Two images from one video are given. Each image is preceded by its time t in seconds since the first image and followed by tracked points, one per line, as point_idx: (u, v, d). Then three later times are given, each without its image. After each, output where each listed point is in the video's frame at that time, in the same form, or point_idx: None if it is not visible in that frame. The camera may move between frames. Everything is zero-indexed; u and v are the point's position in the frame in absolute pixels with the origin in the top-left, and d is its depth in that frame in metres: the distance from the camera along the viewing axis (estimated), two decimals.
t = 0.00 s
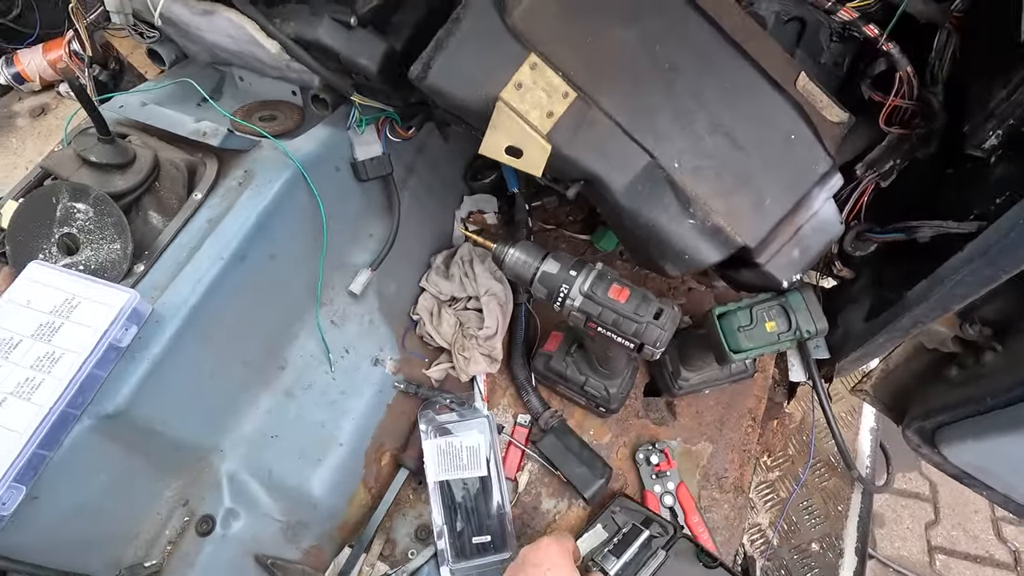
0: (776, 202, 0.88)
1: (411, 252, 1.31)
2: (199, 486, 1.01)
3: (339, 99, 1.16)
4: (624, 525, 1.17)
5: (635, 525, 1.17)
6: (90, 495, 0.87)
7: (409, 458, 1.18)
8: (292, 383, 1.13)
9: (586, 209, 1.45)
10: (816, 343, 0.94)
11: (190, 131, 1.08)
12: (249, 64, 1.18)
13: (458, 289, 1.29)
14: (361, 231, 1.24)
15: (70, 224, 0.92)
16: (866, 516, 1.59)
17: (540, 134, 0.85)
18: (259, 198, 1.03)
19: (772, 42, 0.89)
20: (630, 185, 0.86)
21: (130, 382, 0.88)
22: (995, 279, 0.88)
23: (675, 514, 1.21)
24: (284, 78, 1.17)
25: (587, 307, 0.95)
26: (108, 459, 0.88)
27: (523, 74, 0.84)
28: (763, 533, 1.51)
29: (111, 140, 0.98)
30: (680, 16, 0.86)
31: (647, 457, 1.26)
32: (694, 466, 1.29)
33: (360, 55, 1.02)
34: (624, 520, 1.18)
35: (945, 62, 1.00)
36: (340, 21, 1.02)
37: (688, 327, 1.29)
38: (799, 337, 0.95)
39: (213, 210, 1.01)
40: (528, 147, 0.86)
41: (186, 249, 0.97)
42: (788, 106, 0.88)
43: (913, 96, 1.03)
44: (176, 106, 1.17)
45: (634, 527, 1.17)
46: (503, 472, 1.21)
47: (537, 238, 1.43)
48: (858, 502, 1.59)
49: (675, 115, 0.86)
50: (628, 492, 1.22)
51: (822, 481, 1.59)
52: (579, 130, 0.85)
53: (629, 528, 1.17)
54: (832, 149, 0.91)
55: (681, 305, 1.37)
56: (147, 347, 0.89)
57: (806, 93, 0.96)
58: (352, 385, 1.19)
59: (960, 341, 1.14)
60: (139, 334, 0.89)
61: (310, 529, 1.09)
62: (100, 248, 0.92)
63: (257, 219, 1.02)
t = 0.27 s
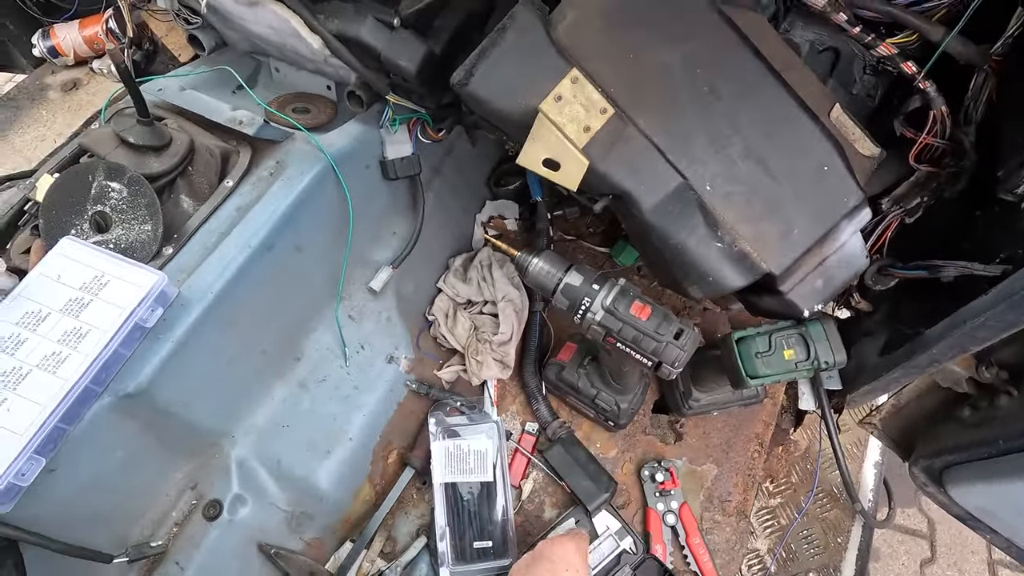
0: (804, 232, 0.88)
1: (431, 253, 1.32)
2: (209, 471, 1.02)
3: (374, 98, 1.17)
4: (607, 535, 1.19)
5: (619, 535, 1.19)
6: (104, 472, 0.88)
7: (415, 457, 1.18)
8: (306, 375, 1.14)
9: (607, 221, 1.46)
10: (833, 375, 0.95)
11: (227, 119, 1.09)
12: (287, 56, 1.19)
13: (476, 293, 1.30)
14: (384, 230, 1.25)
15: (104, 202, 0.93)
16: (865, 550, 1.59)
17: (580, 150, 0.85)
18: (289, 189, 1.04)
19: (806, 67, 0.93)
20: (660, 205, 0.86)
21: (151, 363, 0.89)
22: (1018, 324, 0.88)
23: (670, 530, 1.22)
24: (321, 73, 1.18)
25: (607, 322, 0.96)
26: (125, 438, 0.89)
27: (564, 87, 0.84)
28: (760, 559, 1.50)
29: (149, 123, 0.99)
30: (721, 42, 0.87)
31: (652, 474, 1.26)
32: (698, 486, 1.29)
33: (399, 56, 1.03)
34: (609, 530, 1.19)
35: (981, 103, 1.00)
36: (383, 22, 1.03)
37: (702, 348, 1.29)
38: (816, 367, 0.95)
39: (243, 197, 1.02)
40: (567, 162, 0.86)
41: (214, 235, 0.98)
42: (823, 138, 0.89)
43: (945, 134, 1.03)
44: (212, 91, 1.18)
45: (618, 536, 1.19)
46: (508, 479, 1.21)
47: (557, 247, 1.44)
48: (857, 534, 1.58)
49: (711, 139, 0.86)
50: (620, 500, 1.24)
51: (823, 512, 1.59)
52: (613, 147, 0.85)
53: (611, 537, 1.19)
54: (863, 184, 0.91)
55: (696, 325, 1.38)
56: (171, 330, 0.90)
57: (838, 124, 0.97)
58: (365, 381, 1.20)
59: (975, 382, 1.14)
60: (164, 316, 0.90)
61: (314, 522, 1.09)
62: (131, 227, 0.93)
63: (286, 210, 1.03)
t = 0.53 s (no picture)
0: (814, 259, 0.89)
1: (441, 250, 1.33)
2: (206, 449, 1.03)
3: (397, 93, 1.18)
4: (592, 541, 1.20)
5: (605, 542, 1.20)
6: (104, 442, 0.89)
7: (411, 451, 1.19)
8: (309, 362, 1.15)
9: (617, 233, 1.47)
10: (831, 402, 0.95)
11: (251, 104, 1.10)
12: (314, 44, 1.20)
13: (482, 293, 1.31)
14: (397, 224, 1.27)
15: (125, 176, 0.94)
16: None
17: (596, 159, 0.86)
18: (307, 177, 1.05)
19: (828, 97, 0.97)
20: (672, 222, 0.87)
21: (159, 339, 0.90)
22: (1018, 366, 0.89)
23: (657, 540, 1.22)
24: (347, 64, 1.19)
25: (611, 332, 0.96)
26: (127, 410, 0.90)
27: (586, 98, 0.85)
28: None
29: (175, 102, 1.01)
30: (746, 66, 0.87)
31: (642, 486, 1.27)
32: (688, 502, 1.30)
33: (425, 54, 1.04)
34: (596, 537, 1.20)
35: (997, 143, 1.01)
36: (412, 19, 1.04)
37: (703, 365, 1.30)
38: (814, 393, 0.96)
39: (262, 181, 1.04)
40: (584, 171, 0.86)
41: (230, 217, 1.00)
42: (838, 168, 0.90)
43: (960, 172, 1.04)
44: (238, 76, 1.19)
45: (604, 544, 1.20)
46: (500, 480, 1.22)
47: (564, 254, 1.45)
48: (842, 561, 1.59)
49: (728, 161, 0.87)
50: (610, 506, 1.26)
51: (810, 537, 1.59)
52: (631, 160, 0.86)
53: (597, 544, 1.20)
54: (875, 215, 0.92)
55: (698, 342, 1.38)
56: (181, 308, 0.91)
57: (855, 155, 0.99)
58: (367, 372, 1.21)
59: (970, 420, 1.15)
60: (176, 294, 0.91)
61: (306, 508, 1.10)
62: (149, 204, 0.94)
63: (303, 197, 1.04)
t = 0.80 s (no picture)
0: (801, 267, 0.90)
1: (438, 246, 1.34)
2: (198, 435, 1.04)
3: (398, 90, 1.19)
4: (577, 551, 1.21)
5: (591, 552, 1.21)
6: (97, 424, 0.90)
7: (400, 444, 1.20)
8: (302, 352, 1.17)
9: (612, 235, 1.48)
10: (814, 409, 0.97)
11: (252, 96, 1.12)
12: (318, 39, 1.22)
13: (476, 290, 1.32)
14: (394, 219, 1.28)
15: (126, 162, 0.96)
16: None
17: (589, 162, 0.87)
18: (306, 170, 1.06)
19: (823, 109, 0.98)
20: (664, 226, 0.89)
21: (155, 324, 0.91)
22: (1000, 378, 0.90)
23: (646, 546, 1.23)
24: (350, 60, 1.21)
25: (601, 333, 0.98)
26: (122, 393, 0.91)
27: (583, 101, 0.86)
28: None
29: (179, 92, 1.02)
30: (741, 75, 0.89)
31: (628, 486, 1.29)
32: (672, 503, 1.32)
33: (427, 52, 1.06)
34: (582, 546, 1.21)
35: (988, 159, 1.02)
36: (415, 18, 1.05)
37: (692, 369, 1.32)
38: (798, 399, 0.97)
39: (262, 172, 1.05)
40: (576, 173, 0.88)
41: (228, 207, 1.01)
42: (829, 178, 0.91)
43: (951, 186, 1.05)
44: (242, 68, 1.21)
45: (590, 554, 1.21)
46: (488, 475, 1.23)
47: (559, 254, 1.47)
48: (824, 568, 1.61)
49: (721, 168, 0.89)
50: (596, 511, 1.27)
51: (793, 542, 1.61)
52: (625, 164, 0.88)
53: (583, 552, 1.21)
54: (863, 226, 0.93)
55: (687, 345, 1.41)
56: (178, 294, 0.93)
57: (847, 167, 1.00)
58: (359, 364, 1.22)
59: (953, 431, 1.16)
60: (173, 280, 0.92)
61: (294, 496, 1.11)
62: (149, 190, 0.96)
63: (302, 189, 1.05)
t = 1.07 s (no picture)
0: (788, 260, 0.90)
1: (427, 244, 1.34)
2: (185, 435, 1.04)
3: (384, 87, 1.19)
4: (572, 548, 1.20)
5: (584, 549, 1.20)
6: (81, 424, 0.90)
7: (390, 442, 1.20)
8: (290, 351, 1.16)
9: (603, 232, 1.48)
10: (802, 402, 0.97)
11: (238, 94, 1.13)
12: (304, 36, 1.21)
13: (466, 288, 1.32)
14: (382, 217, 1.28)
15: (109, 161, 0.95)
16: None
17: (573, 156, 0.87)
18: (292, 167, 1.06)
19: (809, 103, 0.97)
20: (649, 220, 0.89)
21: (139, 323, 0.91)
22: (987, 370, 0.90)
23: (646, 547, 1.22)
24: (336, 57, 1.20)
25: (588, 328, 0.98)
26: (106, 393, 0.91)
27: (566, 96, 0.86)
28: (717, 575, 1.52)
29: (162, 90, 1.01)
30: (726, 69, 0.89)
31: (619, 482, 1.29)
32: (664, 499, 1.32)
33: (412, 49, 1.05)
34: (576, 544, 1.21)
35: (974, 152, 1.02)
36: (400, 14, 1.04)
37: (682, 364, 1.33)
38: (786, 393, 0.97)
39: (247, 170, 1.05)
40: (559, 168, 0.87)
41: (213, 206, 1.01)
42: (814, 172, 0.91)
43: (937, 179, 1.05)
44: (227, 66, 1.21)
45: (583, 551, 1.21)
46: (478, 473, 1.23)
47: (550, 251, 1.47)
48: (817, 562, 1.61)
49: (706, 162, 0.88)
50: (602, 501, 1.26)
51: (785, 537, 1.61)
52: (610, 159, 0.87)
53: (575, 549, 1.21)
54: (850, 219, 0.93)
55: (678, 341, 1.40)
56: (162, 293, 0.92)
57: (833, 160, 1.00)
58: (348, 362, 1.22)
59: (942, 424, 1.16)
60: (156, 280, 0.92)
61: (283, 495, 1.11)
62: (133, 189, 0.96)
63: (287, 187, 1.05)
